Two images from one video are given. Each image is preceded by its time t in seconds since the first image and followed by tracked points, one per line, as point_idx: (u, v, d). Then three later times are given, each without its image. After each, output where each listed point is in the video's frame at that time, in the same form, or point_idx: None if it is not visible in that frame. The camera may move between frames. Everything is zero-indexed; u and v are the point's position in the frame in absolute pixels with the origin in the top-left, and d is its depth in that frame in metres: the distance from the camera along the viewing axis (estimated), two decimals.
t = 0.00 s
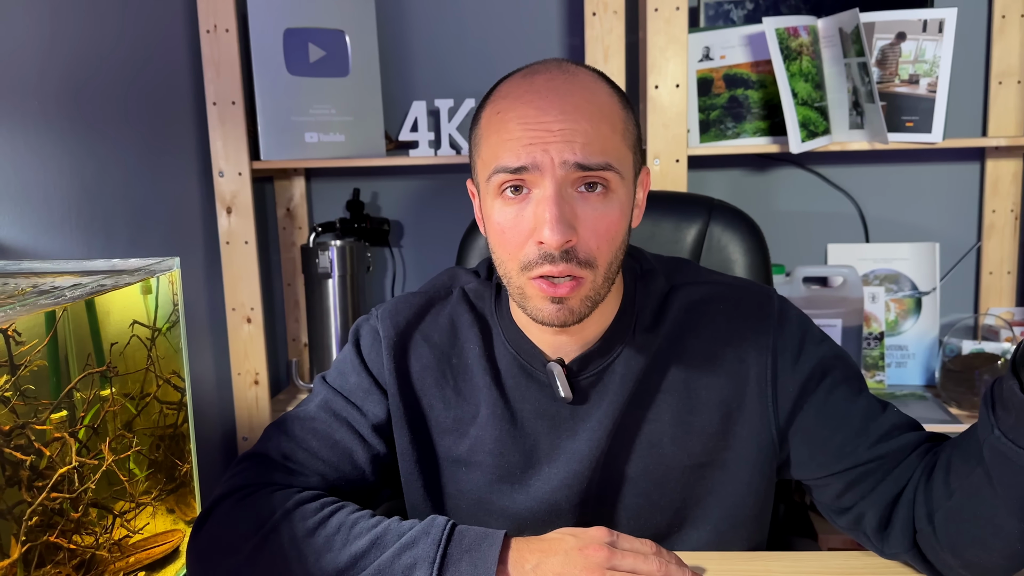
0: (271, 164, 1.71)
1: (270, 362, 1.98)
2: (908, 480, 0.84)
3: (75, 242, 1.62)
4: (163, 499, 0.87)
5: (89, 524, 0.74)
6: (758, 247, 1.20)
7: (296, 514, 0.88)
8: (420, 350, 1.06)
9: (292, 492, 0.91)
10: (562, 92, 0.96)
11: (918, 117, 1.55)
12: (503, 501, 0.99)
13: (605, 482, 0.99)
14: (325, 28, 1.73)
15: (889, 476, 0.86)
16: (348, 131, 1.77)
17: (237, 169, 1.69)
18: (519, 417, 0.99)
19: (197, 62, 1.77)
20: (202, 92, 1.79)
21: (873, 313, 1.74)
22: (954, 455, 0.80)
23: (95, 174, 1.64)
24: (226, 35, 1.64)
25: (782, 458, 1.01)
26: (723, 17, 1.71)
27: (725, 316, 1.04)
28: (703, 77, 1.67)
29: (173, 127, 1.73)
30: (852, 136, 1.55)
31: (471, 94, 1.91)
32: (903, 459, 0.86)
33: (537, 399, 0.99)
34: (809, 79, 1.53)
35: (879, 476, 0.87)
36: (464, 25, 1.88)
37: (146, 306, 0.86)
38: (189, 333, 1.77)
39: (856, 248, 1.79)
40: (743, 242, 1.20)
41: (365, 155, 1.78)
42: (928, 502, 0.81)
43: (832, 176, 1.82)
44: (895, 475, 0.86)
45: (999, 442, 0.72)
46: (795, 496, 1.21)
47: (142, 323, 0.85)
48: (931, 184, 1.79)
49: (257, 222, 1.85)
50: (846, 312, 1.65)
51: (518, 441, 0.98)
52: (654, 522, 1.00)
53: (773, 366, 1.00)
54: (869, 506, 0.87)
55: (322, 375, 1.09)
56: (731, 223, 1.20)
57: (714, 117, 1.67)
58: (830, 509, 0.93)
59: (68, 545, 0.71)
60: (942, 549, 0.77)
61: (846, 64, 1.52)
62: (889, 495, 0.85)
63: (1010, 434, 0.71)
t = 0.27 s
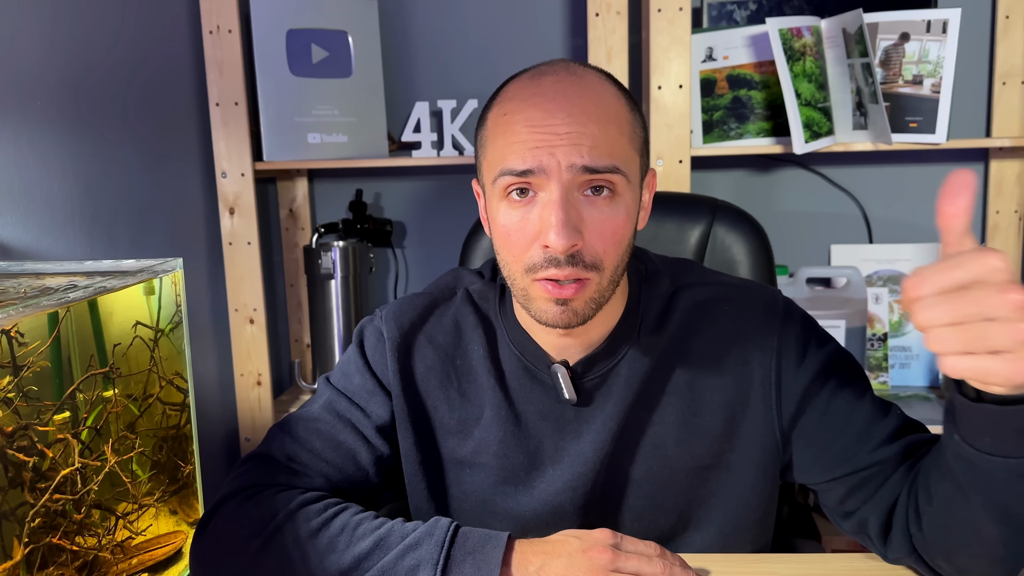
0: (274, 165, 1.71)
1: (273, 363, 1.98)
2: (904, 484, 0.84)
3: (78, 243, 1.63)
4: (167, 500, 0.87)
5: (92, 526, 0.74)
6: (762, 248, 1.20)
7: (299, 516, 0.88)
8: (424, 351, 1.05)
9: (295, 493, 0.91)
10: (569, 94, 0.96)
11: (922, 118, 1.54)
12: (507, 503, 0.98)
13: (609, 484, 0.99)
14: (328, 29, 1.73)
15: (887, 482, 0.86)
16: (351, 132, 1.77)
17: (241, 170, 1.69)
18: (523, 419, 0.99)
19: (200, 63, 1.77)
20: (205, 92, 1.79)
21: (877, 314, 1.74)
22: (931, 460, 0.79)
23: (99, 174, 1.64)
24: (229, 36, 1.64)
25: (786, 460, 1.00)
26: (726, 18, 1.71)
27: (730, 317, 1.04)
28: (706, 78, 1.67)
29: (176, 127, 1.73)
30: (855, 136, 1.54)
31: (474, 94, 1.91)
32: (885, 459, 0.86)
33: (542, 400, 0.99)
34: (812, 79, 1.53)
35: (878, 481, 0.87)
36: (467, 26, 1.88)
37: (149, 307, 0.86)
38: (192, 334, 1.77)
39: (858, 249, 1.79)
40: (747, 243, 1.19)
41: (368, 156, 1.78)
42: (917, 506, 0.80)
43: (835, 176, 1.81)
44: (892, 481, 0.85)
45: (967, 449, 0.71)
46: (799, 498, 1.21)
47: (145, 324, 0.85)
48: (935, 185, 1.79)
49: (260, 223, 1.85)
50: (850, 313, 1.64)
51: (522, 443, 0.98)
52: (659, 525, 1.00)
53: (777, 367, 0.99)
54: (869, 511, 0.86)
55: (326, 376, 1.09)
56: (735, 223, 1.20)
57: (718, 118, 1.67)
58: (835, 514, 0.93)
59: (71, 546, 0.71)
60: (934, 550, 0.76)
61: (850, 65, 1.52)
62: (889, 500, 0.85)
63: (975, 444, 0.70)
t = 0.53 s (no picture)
0: (275, 167, 1.70)
1: (273, 367, 1.97)
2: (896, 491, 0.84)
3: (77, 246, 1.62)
4: (166, 507, 0.86)
5: (91, 533, 0.73)
6: (766, 251, 1.19)
7: (300, 523, 0.87)
8: (427, 357, 1.05)
9: (296, 501, 0.90)
10: (581, 103, 0.95)
11: (926, 120, 1.53)
12: (511, 510, 0.98)
13: (614, 492, 0.98)
14: (329, 31, 1.72)
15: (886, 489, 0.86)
16: (352, 134, 1.76)
17: (241, 172, 1.68)
18: (528, 426, 0.98)
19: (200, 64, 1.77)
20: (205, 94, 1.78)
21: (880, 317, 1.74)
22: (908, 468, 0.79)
23: (98, 179, 1.64)
24: (229, 37, 1.64)
25: (790, 466, 1.00)
26: (729, 19, 1.70)
27: (736, 323, 1.03)
28: (709, 79, 1.65)
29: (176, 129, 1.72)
30: (859, 139, 1.54)
31: (476, 96, 1.90)
32: (885, 468, 0.86)
33: (546, 407, 0.98)
34: (817, 81, 1.52)
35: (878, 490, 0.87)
36: (469, 27, 1.87)
37: (149, 312, 0.85)
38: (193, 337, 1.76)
39: (861, 251, 1.77)
40: (751, 246, 1.18)
41: (370, 158, 1.78)
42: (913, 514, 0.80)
43: (839, 178, 1.80)
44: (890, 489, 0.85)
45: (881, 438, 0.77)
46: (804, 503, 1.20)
47: (144, 329, 0.84)
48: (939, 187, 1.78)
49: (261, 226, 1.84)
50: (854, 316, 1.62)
51: (527, 450, 0.98)
52: (664, 532, 0.99)
53: (783, 373, 0.99)
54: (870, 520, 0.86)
55: (328, 382, 1.08)
56: (739, 226, 1.19)
57: (721, 120, 1.66)
58: (840, 522, 0.92)
59: (69, 554, 0.70)
60: (934, 557, 0.77)
61: (853, 67, 1.50)
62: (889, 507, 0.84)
63: (883, 432, 0.76)
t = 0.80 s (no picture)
0: (275, 168, 1.69)
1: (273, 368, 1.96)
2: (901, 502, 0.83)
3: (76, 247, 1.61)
4: (166, 510, 0.85)
5: (90, 537, 0.72)
6: (770, 251, 1.18)
7: (302, 526, 0.86)
8: (429, 358, 1.04)
9: (298, 503, 0.89)
10: (586, 95, 0.94)
11: (930, 119, 1.53)
12: (514, 513, 0.97)
13: (618, 494, 0.97)
14: (329, 31, 1.72)
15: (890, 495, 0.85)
16: (352, 134, 1.75)
17: (241, 172, 1.67)
18: (531, 427, 0.97)
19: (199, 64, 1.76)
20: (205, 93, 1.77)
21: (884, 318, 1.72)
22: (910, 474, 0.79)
23: (97, 179, 1.63)
24: (229, 37, 1.63)
25: (795, 468, 0.99)
26: (731, 18, 1.69)
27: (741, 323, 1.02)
28: (712, 78, 1.65)
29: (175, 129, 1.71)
30: (863, 138, 1.53)
31: (477, 96, 1.89)
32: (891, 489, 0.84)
33: (550, 408, 0.97)
34: (819, 80, 1.52)
35: (882, 496, 0.85)
36: (469, 26, 1.87)
37: (149, 312, 0.85)
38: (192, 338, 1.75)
39: (865, 252, 1.77)
40: (755, 246, 1.17)
41: (370, 158, 1.77)
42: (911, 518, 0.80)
43: (841, 178, 1.80)
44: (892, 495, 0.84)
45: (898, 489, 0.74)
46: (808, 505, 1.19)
47: (144, 330, 0.84)
48: (942, 186, 1.78)
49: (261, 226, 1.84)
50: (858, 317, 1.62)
51: (531, 451, 0.97)
52: (668, 535, 0.98)
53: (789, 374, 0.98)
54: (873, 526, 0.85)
55: (330, 383, 1.07)
56: (743, 226, 1.18)
57: (723, 120, 1.65)
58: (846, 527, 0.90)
59: (68, 558, 0.69)
60: (931, 564, 0.75)
61: (857, 66, 1.50)
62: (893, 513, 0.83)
63: (901, 485, 0.73)
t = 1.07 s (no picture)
0: (272, 167, 1.68)
1: (271, 368, 1.95)
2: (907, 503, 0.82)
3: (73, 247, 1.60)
4: (163, 511, 0.85)
5: (85, 539, 0.72)
6: (770, 250, 1.18)
7: (299, 528, 0.85)
8: (428, 358, 1.03)
9: (296, 505, 0.89)
10: (583, 92, 0.93)
11: (930, 118, 1.52)
12: (514, 514, 0.96)
13: (619, 495, 0.97)
14: (327, 30, 1.71)
15: (895, 496, 0.84)
16: (350, 133, 1.75)
17: (238, 172, 1.66)
18: (531, 428, 0.97)
19: (197, 63, 1.75)
20: (202, 93, 1.76)
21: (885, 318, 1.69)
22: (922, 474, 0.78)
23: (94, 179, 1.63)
24: (226, 36, 1.62)
25: (796, 468, 0.98)
26: (730, 17, 1.69)
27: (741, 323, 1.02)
28: (711, 78, 1.64)
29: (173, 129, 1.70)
30: (862, 137, 1.52)
31: (475, 95, 1.89)
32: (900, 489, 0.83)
33: (550, 409, 0.96)
34: (818, 79, 1.52)
35: (887, 497, 0.85)
36: (467, 25, 1.86)
37: (145, 313, 0.84)
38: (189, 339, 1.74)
39: (864, 251, 1.77)
40: (755, 245, 1.17)
41: (368, 157, 1.76)
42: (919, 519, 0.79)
43: (841, 177, 1.79)
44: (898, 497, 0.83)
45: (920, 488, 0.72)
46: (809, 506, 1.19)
47: (140, 331, 0.83)
48: (942, 186, 1.77)
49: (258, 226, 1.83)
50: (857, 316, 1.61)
51: (530, 452, 0.96)
52: (669, 535, 0.97)
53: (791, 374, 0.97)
54: (878, 527, 0.84)
55: (328, 384, 1.07)
56: (742, 225, 1.18)
57: (722, 119, 1.64)
58: (848, 526, 0.90)
59: (63, 561, 0.68)
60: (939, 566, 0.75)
61: (856, 65, 1.49)
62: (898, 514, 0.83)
63: (925, 485, 0.71)
